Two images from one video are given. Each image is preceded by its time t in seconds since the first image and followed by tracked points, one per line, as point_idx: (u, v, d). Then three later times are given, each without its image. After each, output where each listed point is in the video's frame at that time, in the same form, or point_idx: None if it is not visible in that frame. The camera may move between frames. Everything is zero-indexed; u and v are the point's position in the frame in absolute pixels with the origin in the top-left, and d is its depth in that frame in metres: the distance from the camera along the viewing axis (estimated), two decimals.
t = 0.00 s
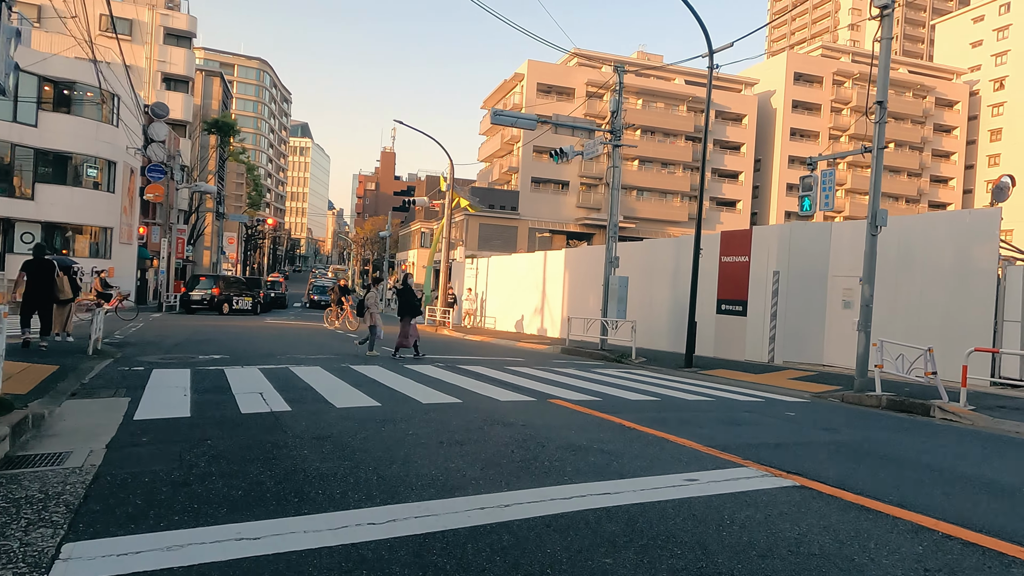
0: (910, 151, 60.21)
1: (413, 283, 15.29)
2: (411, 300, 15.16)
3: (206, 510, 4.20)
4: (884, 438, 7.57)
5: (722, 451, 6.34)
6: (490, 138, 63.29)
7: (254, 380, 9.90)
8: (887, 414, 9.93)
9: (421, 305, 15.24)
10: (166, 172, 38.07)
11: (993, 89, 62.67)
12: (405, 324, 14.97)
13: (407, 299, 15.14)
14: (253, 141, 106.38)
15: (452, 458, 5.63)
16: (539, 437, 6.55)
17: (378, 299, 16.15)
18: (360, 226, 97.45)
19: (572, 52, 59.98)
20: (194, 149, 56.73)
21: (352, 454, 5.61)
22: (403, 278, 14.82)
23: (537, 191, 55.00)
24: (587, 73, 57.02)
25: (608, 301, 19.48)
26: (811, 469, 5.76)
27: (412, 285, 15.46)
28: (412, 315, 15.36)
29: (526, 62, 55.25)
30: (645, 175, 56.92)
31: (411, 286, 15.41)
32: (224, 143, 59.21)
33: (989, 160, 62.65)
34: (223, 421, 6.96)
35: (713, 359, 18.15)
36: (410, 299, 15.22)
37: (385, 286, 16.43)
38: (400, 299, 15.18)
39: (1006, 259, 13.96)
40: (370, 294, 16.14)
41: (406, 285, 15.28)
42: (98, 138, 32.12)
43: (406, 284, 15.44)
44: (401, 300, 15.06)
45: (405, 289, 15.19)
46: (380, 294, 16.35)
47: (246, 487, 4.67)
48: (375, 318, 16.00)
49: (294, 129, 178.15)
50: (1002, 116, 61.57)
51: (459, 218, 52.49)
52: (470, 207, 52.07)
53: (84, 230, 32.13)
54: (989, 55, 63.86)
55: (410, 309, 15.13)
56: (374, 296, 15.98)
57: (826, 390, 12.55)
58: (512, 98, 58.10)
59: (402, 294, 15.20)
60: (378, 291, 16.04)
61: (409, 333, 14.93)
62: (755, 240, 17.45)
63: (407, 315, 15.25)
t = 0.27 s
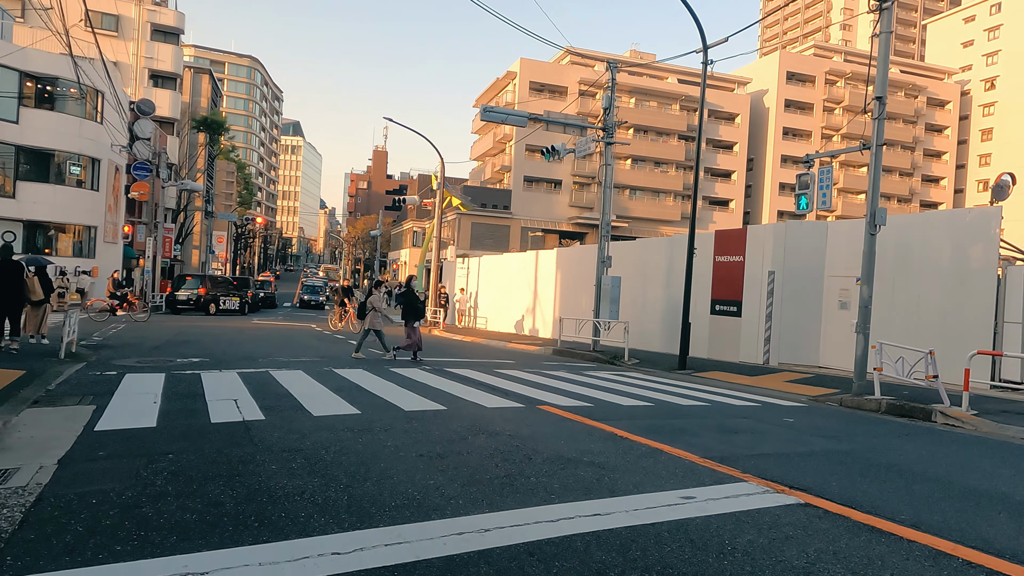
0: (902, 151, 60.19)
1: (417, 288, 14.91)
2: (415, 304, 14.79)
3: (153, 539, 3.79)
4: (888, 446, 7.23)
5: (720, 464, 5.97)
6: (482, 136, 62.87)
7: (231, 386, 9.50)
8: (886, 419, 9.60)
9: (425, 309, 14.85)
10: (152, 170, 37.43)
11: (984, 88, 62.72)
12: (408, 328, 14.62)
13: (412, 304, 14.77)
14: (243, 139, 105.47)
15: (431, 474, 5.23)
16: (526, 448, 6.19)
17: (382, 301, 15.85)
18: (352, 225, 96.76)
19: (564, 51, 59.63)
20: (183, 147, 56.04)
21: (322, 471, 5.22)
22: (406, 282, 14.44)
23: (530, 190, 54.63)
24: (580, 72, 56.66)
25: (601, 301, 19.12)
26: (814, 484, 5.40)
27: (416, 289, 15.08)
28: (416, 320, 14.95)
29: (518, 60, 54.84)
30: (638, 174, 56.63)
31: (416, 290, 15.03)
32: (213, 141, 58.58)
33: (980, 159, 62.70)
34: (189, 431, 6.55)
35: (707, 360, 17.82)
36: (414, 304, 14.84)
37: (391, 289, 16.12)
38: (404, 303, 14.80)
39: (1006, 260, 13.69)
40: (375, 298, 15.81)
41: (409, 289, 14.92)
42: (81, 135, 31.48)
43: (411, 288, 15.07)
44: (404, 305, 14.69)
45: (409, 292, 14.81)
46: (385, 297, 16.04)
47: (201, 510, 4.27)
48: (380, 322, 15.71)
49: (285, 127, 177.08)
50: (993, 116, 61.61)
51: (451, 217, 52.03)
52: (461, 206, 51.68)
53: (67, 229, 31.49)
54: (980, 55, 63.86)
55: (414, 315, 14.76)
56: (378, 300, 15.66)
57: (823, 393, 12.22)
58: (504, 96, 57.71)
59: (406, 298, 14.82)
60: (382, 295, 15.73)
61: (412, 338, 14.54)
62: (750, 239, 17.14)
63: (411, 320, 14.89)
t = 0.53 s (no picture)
0: (894, 151, 60.20)
1: (419, 286, 14.43)
2: (417, 303, 14.31)
3: (88, 560, 3.35)
4: (893, 450, 6.87)
5: (720, 469, 5.58)
6: (474, 135, 62.43)
7: (205, 387, 9.05)
8: (888, 421, 9.26)
9: (427, 307, 14.42)
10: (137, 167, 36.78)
11: (974, 89, 62.76)
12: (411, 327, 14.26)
13: (413, 302, 14.30)
14: (233, 138, 104.52)
15: (408, 483, 4.81)
16: (512, 453, 5.78)
17: (385, 298, 15.32)
18: (342, 223, 96.05)
19: (557, 49, 59.26)
20: (170, 144, 55.25)
21: (289, 480, 4.79)
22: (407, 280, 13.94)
23: (522, 189, 54.23)
24: (572, 70, 56.30)
25: (592, 300, 18.74)
26: (821, 493, 5.02)
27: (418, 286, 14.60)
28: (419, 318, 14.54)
29: (510, 58, 54.40)
30: (630, 173, 56.34)
31: (417, 288, 14.56)
32: (201, 139, 57.87)
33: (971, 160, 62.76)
34: (152, 434, 6.11)
35: (700, 360, 17.47)
36: (417, 301, 14.40)
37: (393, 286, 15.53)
38: (406, 302, 14.33)
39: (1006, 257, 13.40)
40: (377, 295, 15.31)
41: (412, 287, 14.45)
42: (63, 129, 30.83)
43: (412, 285, 14.56)
44: (406, 304, 14.24)
45: (411, 291, 14.31)
46: (388, 294, 15.47)
47: (148, 527, 3.83)
48: (383, 320, 15.15)
49: (276, 126, 175.92)
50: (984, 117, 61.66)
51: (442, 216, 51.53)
52: (453, 205, 51.26)
53: (49, 226, 30.85)
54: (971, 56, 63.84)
55: (415, 313, 14.33)
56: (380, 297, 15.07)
57: (821, 393, 11.88)
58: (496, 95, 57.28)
59: (408, 296, 14.34)
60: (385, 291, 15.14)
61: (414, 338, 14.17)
62: (745, 236, 16.79)
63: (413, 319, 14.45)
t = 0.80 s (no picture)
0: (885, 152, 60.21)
1: (426, 290, 14.04)
2: (424, 307, 13.94)
3: None
4: (901, 463, 6.53)
5: (722, 487, 5.22)
6: (466, 134, 61.99)
7: (180, 394, 8.64)
8: (890, 429, 8.95)
9: (434, 312, 14.07)
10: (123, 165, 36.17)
11: (965, 91, 62.74)
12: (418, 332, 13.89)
13: (421, 306, 13.92)
14: (223, 137, 103.70)
15: (385, 507, 4.41)
16: (500, 470, 5.40)
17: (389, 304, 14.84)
18: (334, 223, 95.38)
19: (550, 49, 58.91)
20: (158, 143, 54.55)
21: (254, 504, 4.38)
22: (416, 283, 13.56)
23: (514, 189, 53.89)
24: (565, 70, 56.01)
25: (586, 302, 18.38)
26: (831, 515, 4.68)
27: (425, 289, 14.23)
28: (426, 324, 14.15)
29: (503, 57, 54.04)
30: (623, 173, 56.10)
31: (424, 292, 14.21)
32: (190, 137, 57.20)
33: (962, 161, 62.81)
34: (114, 450, 5.69)
35: (695, 363, 17.15)
36: (423, 306, 14.01)
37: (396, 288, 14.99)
38: (413, 305, 13.94)
39: (1009, 260, 13.11)
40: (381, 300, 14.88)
41: (419, 291, 14.05)
42: (45, 127, 30.26)
43: (418, 289, 14.16)
44: (414, 308, 13.85)
45: (419, 294, 13.93)
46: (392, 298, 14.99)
47: (88, 564, 3.42)
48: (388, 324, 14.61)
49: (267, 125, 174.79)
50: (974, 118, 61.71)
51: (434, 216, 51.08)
52: (444, 204, 50.81)
53: (31, 224, 30.21)
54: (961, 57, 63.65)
55: (422, 318, 13.96)
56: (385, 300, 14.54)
57: (820, 399, 11.56)
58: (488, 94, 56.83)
59: (415, 300, 13.95)
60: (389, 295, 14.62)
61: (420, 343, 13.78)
62: (741, 237, 16.49)
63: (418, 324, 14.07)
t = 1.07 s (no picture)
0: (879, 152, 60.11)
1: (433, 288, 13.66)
2: (431, 305, 13.53)
3: None
4: (911, 469, 6.19)
5: (725, 497, 4.86)
6: (459, 133, 61.51)
7: (154, 396, 8.23)
8: (895, 431, 8.62)
9: (441, 310, 13.66)
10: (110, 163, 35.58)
11: (958, 91, 62.41)
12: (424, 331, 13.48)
13: (427, 304, 13.51)
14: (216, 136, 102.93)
15: (360, 521, 4.03)
16: (486, 478, 5.03)
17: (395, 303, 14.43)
18: (328, 223, 94.78)
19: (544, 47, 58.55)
20: (148, 141, 53.91)
21: (216, 518, 4.00)
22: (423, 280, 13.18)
23: (508, 188, 53.51)
24: (559, 69, 55.67)
25: (580, 300, 18.02)
26: (843, 528, 4.32)
27: (431, 287, 13.83)
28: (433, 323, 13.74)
29: (497, 56, 53.65)
30: (617, 172, 55.80)
31: (430, 290, 13.78)
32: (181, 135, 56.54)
33: (956, 161, 62.67)
34: (72, 457, 5.28)
35: (691, 363, 16.81)
36: (430, 304, 13.61)
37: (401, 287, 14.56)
38: (419, 304, 13.52)
39: (1012, 257, 12.82)
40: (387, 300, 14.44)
41: (425, 289, 13.66)
42: (30, 123, 29.66)
43: (423, 287, 13.71)
44: (420, 307, 13.43)
45: (424, 293, 13.49)
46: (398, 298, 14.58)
47: None
48: (396, 323, 14.22)
49: (261, 124, 173.86)
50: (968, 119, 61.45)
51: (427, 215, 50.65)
52: (438, 203, 50.39)
53: (15, 222, 29.60)
54: (955, 58, 63.33)
55: (429, 316, 13.57)
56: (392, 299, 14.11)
57: (821, 400, 11.22)
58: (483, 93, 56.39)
59: (421, 298, 13.51)
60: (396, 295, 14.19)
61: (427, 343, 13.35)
62: (737, 234, 16.16)
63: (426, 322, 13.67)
